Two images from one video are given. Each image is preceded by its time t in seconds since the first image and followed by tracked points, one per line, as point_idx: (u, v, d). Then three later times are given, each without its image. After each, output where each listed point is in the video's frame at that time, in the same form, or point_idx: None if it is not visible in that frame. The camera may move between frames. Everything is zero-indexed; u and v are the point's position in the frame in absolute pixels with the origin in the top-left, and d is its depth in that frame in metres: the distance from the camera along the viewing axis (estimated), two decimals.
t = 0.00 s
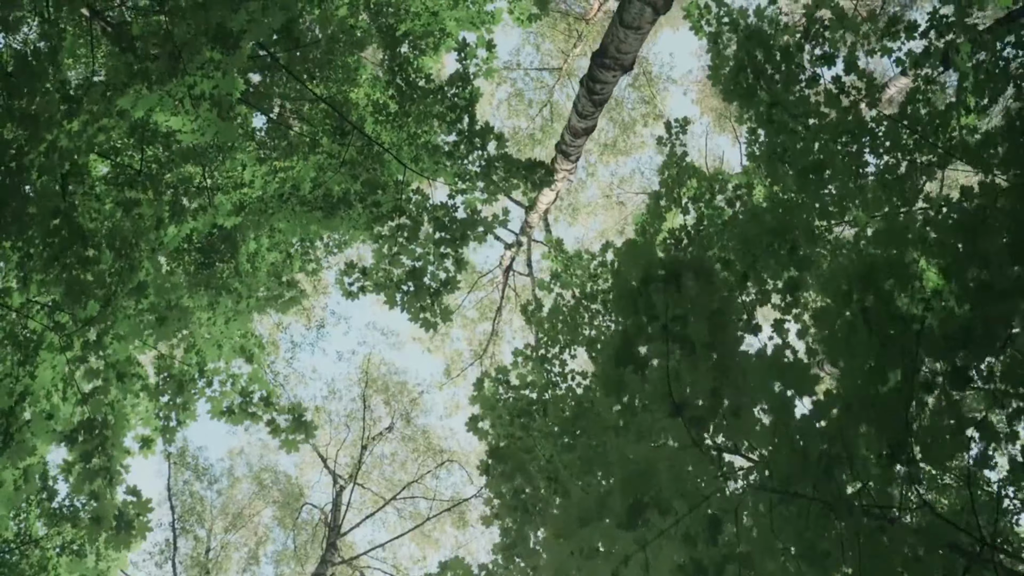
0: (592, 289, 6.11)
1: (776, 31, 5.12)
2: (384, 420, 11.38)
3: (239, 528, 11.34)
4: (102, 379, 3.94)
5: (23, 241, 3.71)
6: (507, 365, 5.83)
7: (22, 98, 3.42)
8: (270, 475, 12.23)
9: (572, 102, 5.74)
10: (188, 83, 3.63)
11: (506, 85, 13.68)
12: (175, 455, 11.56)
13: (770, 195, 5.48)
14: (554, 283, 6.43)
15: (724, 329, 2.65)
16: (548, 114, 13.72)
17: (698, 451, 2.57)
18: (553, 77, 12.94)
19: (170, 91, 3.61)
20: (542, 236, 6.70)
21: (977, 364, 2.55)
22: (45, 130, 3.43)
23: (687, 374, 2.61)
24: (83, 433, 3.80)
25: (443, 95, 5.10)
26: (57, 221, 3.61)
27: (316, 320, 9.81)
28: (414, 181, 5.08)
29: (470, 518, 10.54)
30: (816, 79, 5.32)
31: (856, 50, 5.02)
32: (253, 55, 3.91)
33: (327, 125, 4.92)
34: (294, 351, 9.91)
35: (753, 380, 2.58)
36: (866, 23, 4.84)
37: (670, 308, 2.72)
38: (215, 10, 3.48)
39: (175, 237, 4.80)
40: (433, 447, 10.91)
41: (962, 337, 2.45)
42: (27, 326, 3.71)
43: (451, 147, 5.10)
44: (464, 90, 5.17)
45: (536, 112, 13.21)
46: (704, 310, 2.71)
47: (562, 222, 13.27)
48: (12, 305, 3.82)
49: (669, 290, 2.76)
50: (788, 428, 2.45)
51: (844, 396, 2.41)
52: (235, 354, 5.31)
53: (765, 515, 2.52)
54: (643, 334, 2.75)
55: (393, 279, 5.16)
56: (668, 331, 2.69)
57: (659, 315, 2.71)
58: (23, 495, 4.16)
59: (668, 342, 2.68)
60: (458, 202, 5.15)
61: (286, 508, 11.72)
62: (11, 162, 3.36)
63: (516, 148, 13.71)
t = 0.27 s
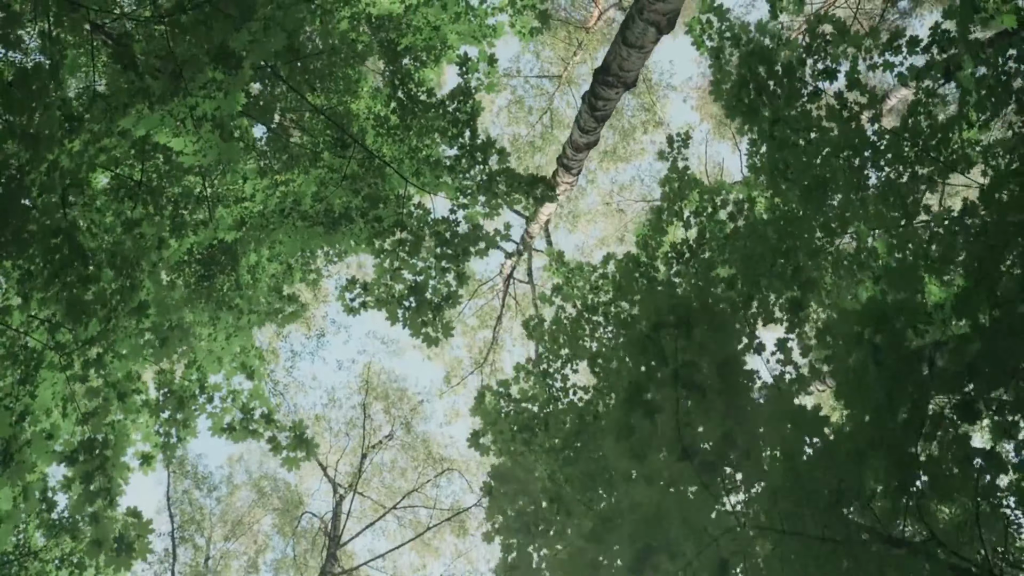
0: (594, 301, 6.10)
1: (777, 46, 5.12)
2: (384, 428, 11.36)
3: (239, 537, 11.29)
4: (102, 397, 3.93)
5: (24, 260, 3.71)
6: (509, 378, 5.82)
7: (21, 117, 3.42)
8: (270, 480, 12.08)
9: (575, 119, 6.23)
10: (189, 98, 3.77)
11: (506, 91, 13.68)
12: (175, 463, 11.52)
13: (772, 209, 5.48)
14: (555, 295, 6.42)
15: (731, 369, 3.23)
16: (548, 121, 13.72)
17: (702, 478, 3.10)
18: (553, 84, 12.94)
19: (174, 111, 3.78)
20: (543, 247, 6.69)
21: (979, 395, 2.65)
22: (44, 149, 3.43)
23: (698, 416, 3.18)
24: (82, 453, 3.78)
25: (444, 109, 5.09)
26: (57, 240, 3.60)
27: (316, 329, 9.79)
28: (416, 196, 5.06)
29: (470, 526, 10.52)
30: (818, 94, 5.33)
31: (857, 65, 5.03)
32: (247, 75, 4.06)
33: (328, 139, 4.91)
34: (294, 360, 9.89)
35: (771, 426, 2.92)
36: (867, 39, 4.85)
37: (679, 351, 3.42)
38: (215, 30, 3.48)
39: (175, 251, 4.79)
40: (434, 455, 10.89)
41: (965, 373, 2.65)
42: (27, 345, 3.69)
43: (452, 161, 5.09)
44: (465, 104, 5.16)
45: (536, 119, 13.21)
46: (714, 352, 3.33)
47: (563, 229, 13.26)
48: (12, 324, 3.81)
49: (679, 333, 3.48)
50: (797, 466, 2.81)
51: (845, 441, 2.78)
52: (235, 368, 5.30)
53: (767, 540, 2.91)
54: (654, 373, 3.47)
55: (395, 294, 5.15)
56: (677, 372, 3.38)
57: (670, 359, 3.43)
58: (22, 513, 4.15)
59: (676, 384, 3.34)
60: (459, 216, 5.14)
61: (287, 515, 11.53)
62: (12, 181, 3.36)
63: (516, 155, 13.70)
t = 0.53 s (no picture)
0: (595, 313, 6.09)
1: (777, 60, 5.14)
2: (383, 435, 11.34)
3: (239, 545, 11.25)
4: (102, 415, 3.92)
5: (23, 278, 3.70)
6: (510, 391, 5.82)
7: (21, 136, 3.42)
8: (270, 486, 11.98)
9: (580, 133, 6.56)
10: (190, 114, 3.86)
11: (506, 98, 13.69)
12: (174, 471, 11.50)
13: (773, 222, 5.49)
14: (556, 306, 6.42)
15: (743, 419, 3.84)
16: (548, 127, 13.73)
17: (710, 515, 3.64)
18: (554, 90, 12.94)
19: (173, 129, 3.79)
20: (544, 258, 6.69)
21: (985, 429, 2.93)
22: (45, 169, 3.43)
23: (703, 454, 3.85)
24: (83, 472, 3.77)
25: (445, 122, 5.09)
26: (57, 257, 3.60)
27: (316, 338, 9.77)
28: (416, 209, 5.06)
29: (470, 534, 10.50)
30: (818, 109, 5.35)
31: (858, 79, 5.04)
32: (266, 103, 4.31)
33: (329, 152, 4.91)
34: (294, 368, 9.87)
35: (793, 478, 3.31)
36: (868, 54, 4.87)
37: (689, 397, 4.09)
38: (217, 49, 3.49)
39: (175, 264, 4.78)
40: (434, 463, 10.87)
41: (974, 408, 2.95)
42: (27, 364, 3.68)
43: (453, 174, 5.09)
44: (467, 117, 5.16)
45: (536, 126, 13.21)
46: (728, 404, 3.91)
47: (563, 236, 13.27)
48: (12, 341, 3.80)
49: (688, 379, 4.10)
50: (809, 501, 3.22)
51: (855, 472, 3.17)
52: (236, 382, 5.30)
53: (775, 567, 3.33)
54: (667, 416, 4.15)
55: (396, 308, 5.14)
56: (687, 415, 4.09)
57: (680, 405, 4.10)
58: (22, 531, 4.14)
59: (687, 425, 4.07)
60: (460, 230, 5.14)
61: (286, 522, 11.47)
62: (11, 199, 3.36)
63: (516, 161, 13.71)
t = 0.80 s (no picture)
0: (595, 322, 6.10)
1: (778, 71, 5.15)
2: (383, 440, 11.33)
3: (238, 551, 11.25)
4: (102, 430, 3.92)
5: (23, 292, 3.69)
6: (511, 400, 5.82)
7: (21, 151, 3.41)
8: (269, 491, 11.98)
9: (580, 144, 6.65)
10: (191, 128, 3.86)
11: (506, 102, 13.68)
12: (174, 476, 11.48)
13: (773, 232, 5.49)
14: (557, 315, 6.42)
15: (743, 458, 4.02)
16: (548, 132, 13.72)
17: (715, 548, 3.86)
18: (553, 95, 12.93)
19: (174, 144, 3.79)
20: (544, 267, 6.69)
21: (990, 454, 2.83)
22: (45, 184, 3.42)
23: (711, 488, 4.03)
24: (83, 487, 3.76)
25: (446, 133, 5.10)
26: (58, 272, 3.60)
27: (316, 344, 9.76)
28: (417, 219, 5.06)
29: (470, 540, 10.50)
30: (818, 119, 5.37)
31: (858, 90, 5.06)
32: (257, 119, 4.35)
33: (329, 162, 4.91)
34: (294, 375, 9.85)
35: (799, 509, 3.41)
36: (869, 65, 4.88)
37: (694, 434, 4.18)
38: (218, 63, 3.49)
39: (175, 276, 4.78)
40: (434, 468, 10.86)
41: (978, 432, 2.86)
42: (27, 380, 3.68)
43: (454, 184, 5.09)
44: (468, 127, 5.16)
45: (536, 130, 13.21)
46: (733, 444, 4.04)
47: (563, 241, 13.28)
48: (12, 355, 3.79)
49: (693, 417, 4.22)
50: (819, 535, 3.27)
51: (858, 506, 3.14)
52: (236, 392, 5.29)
53: None
54: (674, 452, 4.20)
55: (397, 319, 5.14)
56: (693, 452, 4.15)
57: (686, 441, 4.17)
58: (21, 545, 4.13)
59: (695, 462, 4.12)
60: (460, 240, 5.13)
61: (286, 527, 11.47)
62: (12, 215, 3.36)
63: (516, 166, 13.71)
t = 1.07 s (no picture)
0: (596, 333, 6.09)
1: (779, 83, 5.15)
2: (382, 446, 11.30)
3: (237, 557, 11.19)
4: (101, 445, 3.91)
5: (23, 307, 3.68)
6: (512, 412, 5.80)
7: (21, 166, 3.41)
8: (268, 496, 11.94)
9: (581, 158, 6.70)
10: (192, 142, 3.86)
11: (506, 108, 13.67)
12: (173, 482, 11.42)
13: (775, 245, 5.48)
14: (557, 326, 6.39)
15: (748, 490, 4.06)
16: (548, 137, 13.71)
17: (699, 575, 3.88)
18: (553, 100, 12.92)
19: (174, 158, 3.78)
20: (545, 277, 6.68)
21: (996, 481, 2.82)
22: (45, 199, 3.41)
23: (716, 529, 3.96)
24: (82, 504, 3.74)
25: (447, 144, 5.09)
26: (57, 287, 3.59)
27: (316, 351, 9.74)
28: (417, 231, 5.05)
29: (471, 547, 10.48)
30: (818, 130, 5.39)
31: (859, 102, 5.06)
32: (252, 130, 4.19)
33: (330, 174, 4.93)
34: (294, 381, 9.84)
35: (801, 541, 3.49)
36: (870, 77, 4.88)
37: (700, 474, 4.18)
38: (219, 79, 3.48)
39: (176, 288, 4.77)
40: (433, 474, 10.85)
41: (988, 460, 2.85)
42: (25, 396, 3.65)
43: (455, 196, 5.08)
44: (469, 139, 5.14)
45: (536, 136, 13.20)
46: (735, 478, 4.09)
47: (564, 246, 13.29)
48: (12, 371, 3.78)
49: (699, 457, 4.24)
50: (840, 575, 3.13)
51: (864, 538, 3.06)
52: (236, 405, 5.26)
53: None
54: (677, 492, 4.19)
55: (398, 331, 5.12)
56: (699, 492, 4.14)
57: (692, 481, 4.16)
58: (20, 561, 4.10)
59: (698, 502, 4.12)
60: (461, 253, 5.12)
61: (286, 533, 11.42)
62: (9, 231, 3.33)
63: (516, 171, 13.71)
